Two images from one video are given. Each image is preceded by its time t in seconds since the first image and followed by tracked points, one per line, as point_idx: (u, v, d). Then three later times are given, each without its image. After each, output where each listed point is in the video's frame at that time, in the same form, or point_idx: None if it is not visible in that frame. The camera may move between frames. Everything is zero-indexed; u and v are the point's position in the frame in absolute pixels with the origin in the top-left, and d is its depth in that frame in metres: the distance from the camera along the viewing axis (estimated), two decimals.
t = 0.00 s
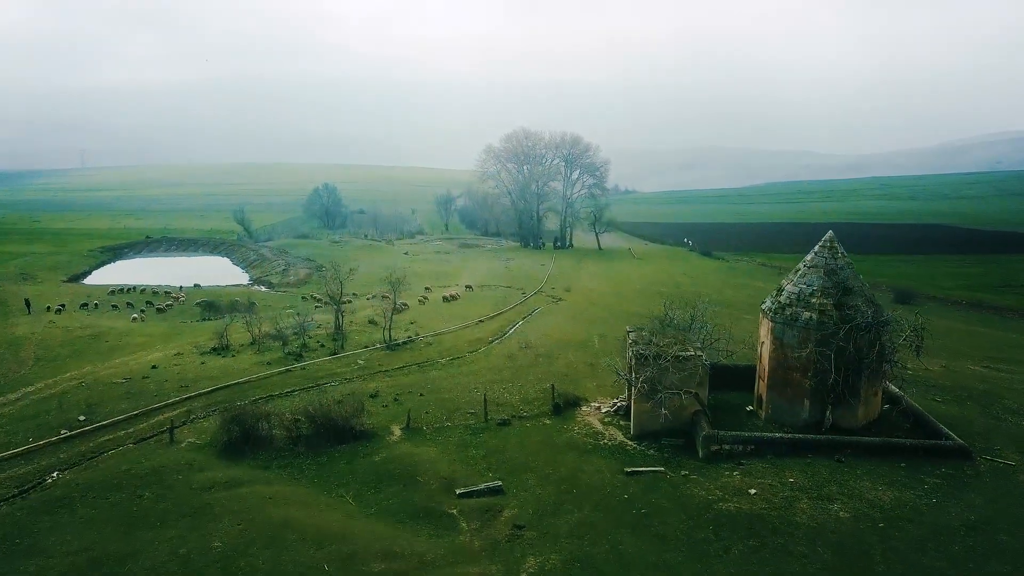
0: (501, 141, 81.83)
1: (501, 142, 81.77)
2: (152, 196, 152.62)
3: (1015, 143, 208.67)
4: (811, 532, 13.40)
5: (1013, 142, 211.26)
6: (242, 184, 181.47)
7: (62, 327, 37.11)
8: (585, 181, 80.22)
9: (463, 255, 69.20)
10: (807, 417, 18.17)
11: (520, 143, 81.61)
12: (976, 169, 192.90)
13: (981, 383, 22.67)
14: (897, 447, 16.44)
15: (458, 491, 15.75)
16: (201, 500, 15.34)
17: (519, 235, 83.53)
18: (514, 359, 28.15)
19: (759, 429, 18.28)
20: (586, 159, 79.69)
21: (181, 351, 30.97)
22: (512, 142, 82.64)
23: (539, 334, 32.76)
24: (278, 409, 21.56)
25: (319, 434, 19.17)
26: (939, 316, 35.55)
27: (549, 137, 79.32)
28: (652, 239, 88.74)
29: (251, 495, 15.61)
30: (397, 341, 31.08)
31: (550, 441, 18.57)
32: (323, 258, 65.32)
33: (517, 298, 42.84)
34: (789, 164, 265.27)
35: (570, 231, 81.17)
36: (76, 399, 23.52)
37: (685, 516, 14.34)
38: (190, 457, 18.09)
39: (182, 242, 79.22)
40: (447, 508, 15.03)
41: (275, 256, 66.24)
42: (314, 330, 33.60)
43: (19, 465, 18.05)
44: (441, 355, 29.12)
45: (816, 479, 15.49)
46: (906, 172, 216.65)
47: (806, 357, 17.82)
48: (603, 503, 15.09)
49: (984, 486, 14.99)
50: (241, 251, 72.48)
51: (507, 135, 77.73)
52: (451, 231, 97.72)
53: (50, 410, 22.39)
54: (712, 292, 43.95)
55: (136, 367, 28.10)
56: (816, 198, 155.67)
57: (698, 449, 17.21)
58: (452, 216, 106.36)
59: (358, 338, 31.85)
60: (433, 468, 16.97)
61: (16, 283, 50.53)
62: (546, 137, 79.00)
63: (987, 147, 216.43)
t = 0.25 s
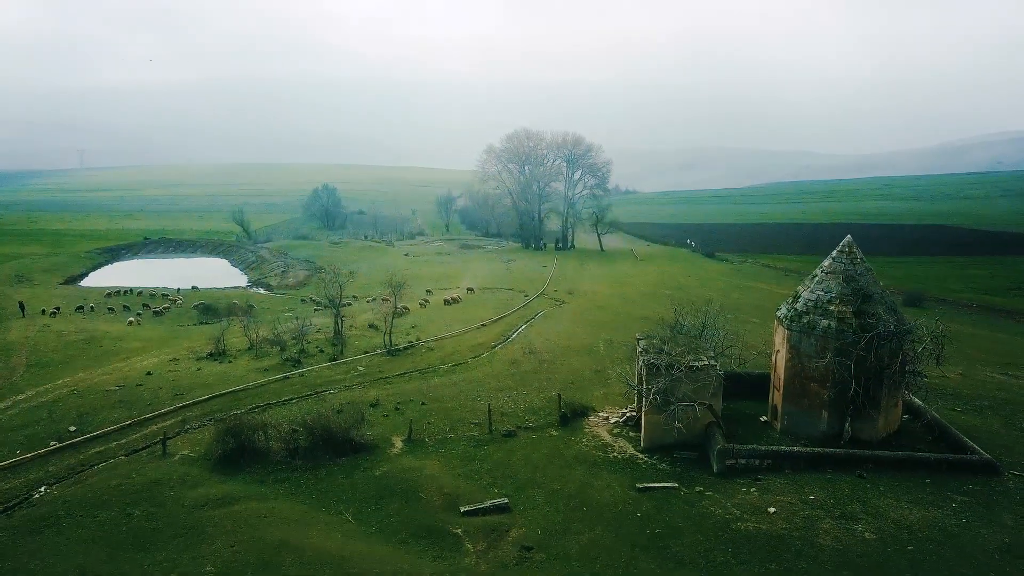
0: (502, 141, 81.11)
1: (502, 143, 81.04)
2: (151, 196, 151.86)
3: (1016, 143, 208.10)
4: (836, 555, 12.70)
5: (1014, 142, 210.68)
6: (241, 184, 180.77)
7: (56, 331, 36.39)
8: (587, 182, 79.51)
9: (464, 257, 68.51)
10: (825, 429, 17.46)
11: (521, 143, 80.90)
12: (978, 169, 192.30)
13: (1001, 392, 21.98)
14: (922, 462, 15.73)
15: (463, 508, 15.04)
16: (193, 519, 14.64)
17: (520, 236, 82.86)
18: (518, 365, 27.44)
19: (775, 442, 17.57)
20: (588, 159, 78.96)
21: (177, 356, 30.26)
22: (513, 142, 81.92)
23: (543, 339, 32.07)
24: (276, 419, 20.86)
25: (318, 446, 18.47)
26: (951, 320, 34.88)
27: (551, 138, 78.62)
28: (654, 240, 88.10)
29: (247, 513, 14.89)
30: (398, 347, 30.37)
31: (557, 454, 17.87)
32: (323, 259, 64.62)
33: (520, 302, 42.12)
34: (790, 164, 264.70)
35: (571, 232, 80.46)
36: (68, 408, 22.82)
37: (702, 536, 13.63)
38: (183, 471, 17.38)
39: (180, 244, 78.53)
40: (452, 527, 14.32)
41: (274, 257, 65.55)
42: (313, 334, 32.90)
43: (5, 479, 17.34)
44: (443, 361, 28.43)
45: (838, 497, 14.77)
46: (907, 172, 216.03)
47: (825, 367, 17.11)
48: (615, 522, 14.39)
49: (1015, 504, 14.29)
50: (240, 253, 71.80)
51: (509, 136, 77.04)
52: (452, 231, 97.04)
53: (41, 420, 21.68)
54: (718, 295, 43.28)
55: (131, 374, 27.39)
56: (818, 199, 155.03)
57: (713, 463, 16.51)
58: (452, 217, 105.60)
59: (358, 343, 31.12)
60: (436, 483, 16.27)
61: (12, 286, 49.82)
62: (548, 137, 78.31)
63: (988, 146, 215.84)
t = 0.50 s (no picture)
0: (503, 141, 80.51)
1: (503, 143, 80.44)
2: (150, 197, 151.28)
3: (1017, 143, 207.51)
4: None
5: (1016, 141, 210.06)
6: (241, 184, 180.26)
7: (51, 335, 35.77)
8: (589, 182, 78.88)
9: (464, 258, 67.92)
10: (843, 441, 16.80)
11: (522, 143, 80.27)
12: (979, 168, 191.83)
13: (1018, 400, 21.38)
14: (945, 475, 15.09)
15: (467, 525, 14.43)
16: (186, 537, 14.04)
17: (521, 237, 82.28)
18: (521, 371, 26.83)
19: (792, 455, 16.91)
20: (589, 160, 78.37)
21: (174, 362, 29.65)
22: (514, 142, 81.29)
23: (547, 344, 31.49)
24: (274, 430, 20.23)
25: (316, 458, 17.86)
26: (961, 324, 34.28)
27: (553, 138, 78.08)
28: (656, 241, 87.52)
29: (241, 530, 14.30)
30: (399, 351, 29.76)
31: (565, 466, 17.27)
32: (322, 260, 64.02)
33: (523, 304, 41.52)
34: (791, 164, 264.25)
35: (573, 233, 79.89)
36: (59, 416, 22.20)
37: (718, 555, 13.02)
38: (177, 484, 16.77)
39: (179, 244, 77.94)
40: (456, 546, 13.70)
41: (273, 259, 64.97)
42: (313, 338, 32.32)
43: None
44: (445, 366, 27.83)
45: (859, 513, 14.16)
46: (908, 172, 215.56)
47: (842, 377, 16.47)
48: (625, 540, 13.80)
49: None
50: (239, 254, 71.21)
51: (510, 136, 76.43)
52: (452, 232, 96.38)
53: (31, 429, 21.04)
54: (722, 298, 42.74)
55: (126, 380, 26.77)
56: (819, 199, 154.44)
57: (726, 477, 15.87)
58: (452, 217, 104.99)
59: (358, 348, 30.52)
60: (439, 498, 15.67)
61: (7, 288, 49.23)
62: (549, 137, 77.77)
63: (989, 146, 215.30)
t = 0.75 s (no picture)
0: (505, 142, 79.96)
1: (505, 143, 79.85)
2: (149, 197, 150.62)
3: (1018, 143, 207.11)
4: None
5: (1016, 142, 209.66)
6: (239, 185, 179.62)
7: (45, 339, 35.12)
8: (590, 183, 78.32)
9: (465, 260, 67.33)
10: (861, 454, 16.17)
11: (523, 144, 79.71)
12: (979, 168, 191.45)
13: None
14: (970, 491, 14.48)
15: (472, 544, 13.82)
16: (179, 558, 13.42)
17: (522, 238, 81.69)
18: (525, 377, 26.18)
19: (808, 468, 16.29)
20: (591, 160, 77.77)
21: (170, 367, 29.00)
22: (515, 142, 80.73)
23: (551, 348, 30.89)
24: (271, 441, 19.61)
25: (315, 471, 17.23)
26: (971, 328, 33.70)
27: (554, 138, 77.54)
28: (658, 242, 86.94)
29: (237, 550, 13.68)
30: (399, 357, 29.12)
31: (573, 480, 16.62)
32: (322, 262, 63.42)
33: (525, 307, 40.88)
34: (791, 164, 263.76)
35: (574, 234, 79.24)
36: (51, 425, 21.58)
37: None
38: (170, 500, 16.12)
39: (176, 246, 77.29)
40: (461, 566, 13.09)
41: (273, 260, 64.33)
42: (312, 343, 31.73)
43: None
44: (447, 372, 27.24)
45: (882, 532, 13.52)
46: (908, 172, 215.12)
47: (861, 389, 15.84)
48: (639, 560, 13.16)
49: None
50: (238, 255, 70.56)
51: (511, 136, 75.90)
52: (452, 233, 95.80)
53: (21, 439, 20.40)
54: (727, 301, 42.17)
55: (120, 387, 26.11)
56: (820, 199, 153.91)
57: (742, 493, 15.23)
58: (452, 218, 104.43)
59: (358, 353, 29.93)
60: (442, 514, 15.05)
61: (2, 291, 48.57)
62: (551, 138, 77.23)
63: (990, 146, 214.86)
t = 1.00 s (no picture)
0: (506, 142, 79.21)
1: (506, 143, 79.16)
2: (147, 198, 149.88)
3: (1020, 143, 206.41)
4: None
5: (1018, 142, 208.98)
6: (239, 185, 178.93)
7: (39, 344, 34.43)
8: (592, 183, 77.56)
9: (466, 261, 66.64)
10: (884, 469, 15.45)
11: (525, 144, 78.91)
12: (981, 168, 190.77)
13: None
14: (1002, 511, 13.76)
15: (478, 567, 13.11)
16: None
17: (523, 239, 80.96)
18: (530, 384, 25.43)
19: (828, 485, 15.58)
20: (593, 161, 77.09)
21: (165, 374, 28.24)
22: (516, 143, 79.95)
23: (555, 354, 30.18)
24: (268, 454, 18.92)
25: (313, 486, 16.55)
26: (985, 333, 32.97)
27: (556, 139, 76.75)
28: (660, 243, 86.24)
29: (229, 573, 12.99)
30: (400, 363, 28.39)
31: (582, 497, 15.91)
32: (321, 263, 62.72)
33: (528, 311, 40.17)
34: (792, 164, 263.08)
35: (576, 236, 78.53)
36: (40, 436, 20.87)
37: None
38: (159, 518, 15.38)
39: (175, 247, 76.60)
40: None
41: (271, 262, 63.62)
42: (310, 348, 31.01)
43: None
44: (450, 379, 26.52)
45: (911, 556, 12.79)
46: (909, 172, 214.69)
47: (885, 401, 15.13)
48: None
49: None
50: (236, 257, 69.81)
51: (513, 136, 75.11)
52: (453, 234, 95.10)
53: (8, 450, 19.71)
54: (733, 305, 41.49)
55: (113, 395, 25.36)
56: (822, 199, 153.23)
57: (760, 511, 14.53)
58: (453, 218, 103.74)
59: (358, 359, 29.22)
60: (446, 534, 14.33)
61: None
62: (552, 138, 76.45)
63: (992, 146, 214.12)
